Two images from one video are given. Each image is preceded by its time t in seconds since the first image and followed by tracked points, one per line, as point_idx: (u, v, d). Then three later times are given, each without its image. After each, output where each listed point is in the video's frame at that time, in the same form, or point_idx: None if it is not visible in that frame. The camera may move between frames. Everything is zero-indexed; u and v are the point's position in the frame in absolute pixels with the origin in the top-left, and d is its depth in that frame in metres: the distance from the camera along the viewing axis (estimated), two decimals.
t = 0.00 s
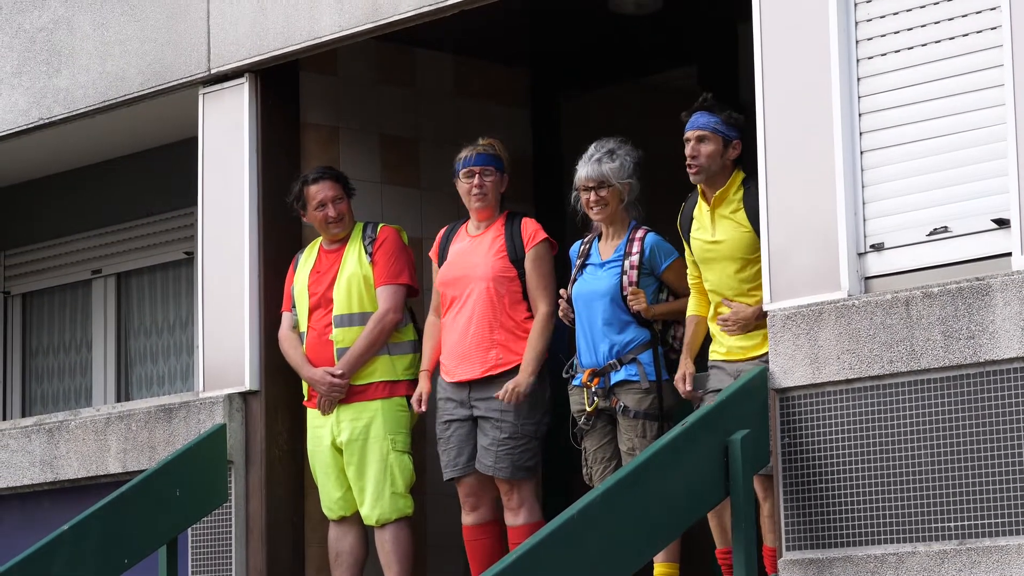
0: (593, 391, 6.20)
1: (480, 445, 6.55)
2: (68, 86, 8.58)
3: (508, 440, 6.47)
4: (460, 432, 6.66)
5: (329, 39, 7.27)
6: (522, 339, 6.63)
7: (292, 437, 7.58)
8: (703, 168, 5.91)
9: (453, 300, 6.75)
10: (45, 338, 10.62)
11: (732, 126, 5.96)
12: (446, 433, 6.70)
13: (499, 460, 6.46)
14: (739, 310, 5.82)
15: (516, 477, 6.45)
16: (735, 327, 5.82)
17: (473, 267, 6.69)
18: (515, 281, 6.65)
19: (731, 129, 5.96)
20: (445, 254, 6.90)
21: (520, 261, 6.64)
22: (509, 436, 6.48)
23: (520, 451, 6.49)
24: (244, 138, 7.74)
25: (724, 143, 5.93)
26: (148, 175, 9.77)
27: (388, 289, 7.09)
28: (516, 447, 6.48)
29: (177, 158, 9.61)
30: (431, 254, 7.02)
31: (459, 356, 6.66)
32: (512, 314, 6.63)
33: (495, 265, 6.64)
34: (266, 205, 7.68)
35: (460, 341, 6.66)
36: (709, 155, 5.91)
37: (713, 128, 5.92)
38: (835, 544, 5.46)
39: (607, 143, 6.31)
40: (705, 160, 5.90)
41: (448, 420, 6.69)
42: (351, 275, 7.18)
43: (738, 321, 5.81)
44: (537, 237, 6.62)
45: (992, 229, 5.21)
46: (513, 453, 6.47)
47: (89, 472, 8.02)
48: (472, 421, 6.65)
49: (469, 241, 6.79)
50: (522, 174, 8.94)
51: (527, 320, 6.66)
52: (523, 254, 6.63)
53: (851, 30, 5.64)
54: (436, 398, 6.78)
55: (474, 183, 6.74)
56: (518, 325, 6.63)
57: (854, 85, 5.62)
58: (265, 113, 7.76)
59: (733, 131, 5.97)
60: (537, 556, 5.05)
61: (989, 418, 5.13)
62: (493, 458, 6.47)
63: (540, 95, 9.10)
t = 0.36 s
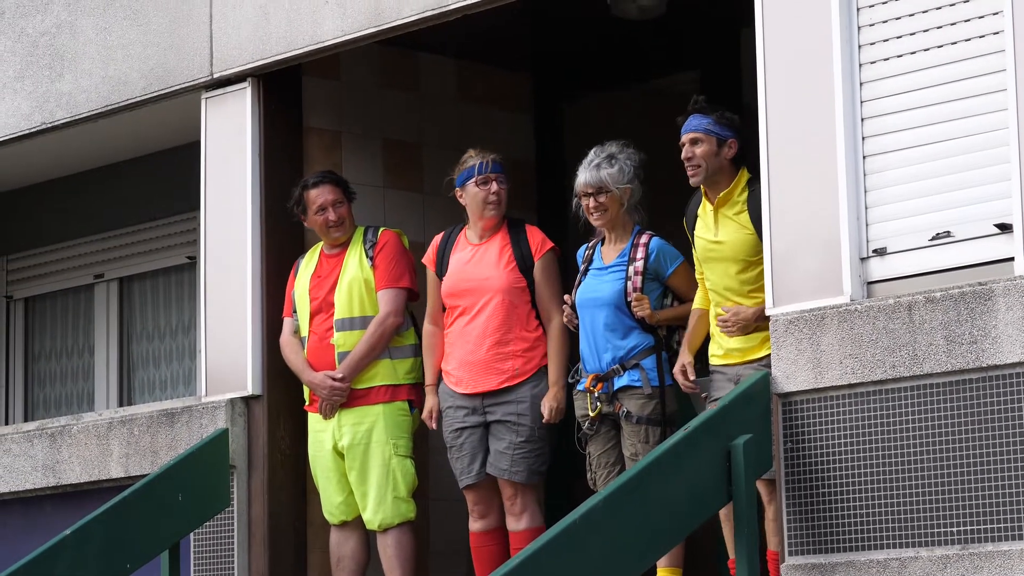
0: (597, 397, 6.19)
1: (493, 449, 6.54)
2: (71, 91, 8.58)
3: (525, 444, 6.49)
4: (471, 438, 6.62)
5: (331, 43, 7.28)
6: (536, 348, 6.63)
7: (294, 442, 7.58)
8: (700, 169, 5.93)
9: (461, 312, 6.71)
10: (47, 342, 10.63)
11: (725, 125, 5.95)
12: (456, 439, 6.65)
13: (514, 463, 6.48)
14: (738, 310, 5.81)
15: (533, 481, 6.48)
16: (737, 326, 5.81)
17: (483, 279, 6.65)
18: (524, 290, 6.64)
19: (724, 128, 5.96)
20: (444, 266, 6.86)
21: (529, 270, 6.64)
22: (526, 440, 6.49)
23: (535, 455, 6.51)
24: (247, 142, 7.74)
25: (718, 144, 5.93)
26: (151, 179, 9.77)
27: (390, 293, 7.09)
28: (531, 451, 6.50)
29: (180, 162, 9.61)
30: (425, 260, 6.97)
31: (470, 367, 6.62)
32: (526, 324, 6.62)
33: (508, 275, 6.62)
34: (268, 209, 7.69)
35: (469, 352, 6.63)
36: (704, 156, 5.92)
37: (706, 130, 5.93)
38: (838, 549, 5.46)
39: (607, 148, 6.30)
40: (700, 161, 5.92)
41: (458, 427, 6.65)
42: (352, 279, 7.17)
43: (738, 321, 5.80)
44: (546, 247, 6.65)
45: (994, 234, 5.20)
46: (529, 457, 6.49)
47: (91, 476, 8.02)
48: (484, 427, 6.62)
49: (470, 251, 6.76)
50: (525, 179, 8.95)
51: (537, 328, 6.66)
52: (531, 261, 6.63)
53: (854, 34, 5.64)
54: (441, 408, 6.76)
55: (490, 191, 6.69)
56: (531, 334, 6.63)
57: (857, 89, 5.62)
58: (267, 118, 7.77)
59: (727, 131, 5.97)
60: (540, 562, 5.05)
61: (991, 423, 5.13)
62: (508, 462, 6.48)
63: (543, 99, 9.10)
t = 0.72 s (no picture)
0: (601, 408, 6.19)
1: (499, 462, 6.54)
2: (73, 103, 8.59)
3: (533, 456, 6.49)
4: (476, 451, 6.61)
5: (334, 55, 7.28)
6: (542, 362, 6.63)
7: (297, 454, 7.57)
8: (691, 182, 5.98)
9: (465, 329, 6.69)
10: (49, 355, 10.62)
11: (714, 138, 5.99)
12: (461, 452, 6.64)
13: (522, 475, 6.48)
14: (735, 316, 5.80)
15: (540, 493, 6.48)
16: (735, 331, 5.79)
17: (488, 296, 6.62)
18: (529, 305, 6.63)
19: (712, 141, 6.00)
20: (444, 282, 6.86)
21: (533, 283, 6.63)
22: (534, 451, 6.50)
23: (543, 467, 6.51)
24: (249, 155, 7.74)
25: (707, 157, 5.97)
26: (154, 191, 9.77)
27: (393, 305, 7.09)
28: (539, 463, 6.50)
29: (183, 174, 9.60)
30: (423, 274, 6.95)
31: (477, 384, 6.61)
32: (530, 339, 6.62)
33: (512, 292, 6.61)
34: (271, 221, 7.68)
35: (475, 368, 6.62)
36: (694, 169, 5.97)
37: (694, 142, 5.97)
38: (843, 561, 5.44)
39: (611, 160, 6.29)
40: (689, 174, 5.97)
41: (463, 440, 6.63)
42: (355, 291, 7.16)
43: (736, 326, 5.79)
44: (548, 260, 6.66)
45: (999, 244, 5.19)
46: (536, 469, 6.49)
47: (94, 489, 8.01)
48: (490, 441, 6.60)
49: (473, 267, 6.75)
50: (527, 191, 8.94)
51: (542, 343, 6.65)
52: (535, 273, 6.63)
53: (858, 45, 5.63)
54: (446, 421, 6.74)
55: (490, 206, 6.68)
56: (536, 349, 6.62)
57: (860, 99, 5.61)
58: (270, 130, 7.77)
59: (716, 143, 6.00)
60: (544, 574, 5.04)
61: (995, 434, 5.11)
62: (516, 474, 6.48)
63: (545, 111, 9.10)
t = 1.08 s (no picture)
0: (605, 410, 6.20)
1: (503, 463, 6.56)
2: (78, 104, 8.60)
3: (538, 458, 6.51)
4: (481, 453, 6.62)
5: (338, 57, 7.29)
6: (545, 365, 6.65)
7: (300, 455, 7.58)
8: (678, 196, 6.00)
9: (468, 333, 6.70)
10: (53, 356, 10.64)
11: (701, 152, 6.00)
12: (465, 454, 6.65)
13: (527, 477, 6.49)
14: (727, 275, 5.76)
15: (545, 494, 6.50)
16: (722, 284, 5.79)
17: (491, 300, 6.64)
18: (533, 308, 6.64)
19: (701, 154, 6.01)
20: (447, 284, 6.86)
21: (537, 286, 6.65)
22: (539, 454, 6.51)
23: (547, 469, 6.53)
24: (253, 157, 7.76)
25: (695, 170, 5.99)
26: (158, 192, 9.79)
27: (396, 307, 7.09)
28: (543, 465, 6.52)
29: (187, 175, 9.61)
30: (427, 277, 6.96)
31: (481, 387, 6.61)
32: (534, 343, 6.63)
33: (516, 296, 6.62)
34: (275, 223, 7.69)
35: (479, 372, 6.63)
36: (682, 183, 5.99)
37: (682, 155, 6.00)
38: (844, 563, 5.45)
39: (617, 161, 6.30)
40: (677, 187, 5.99)
41: (467, 442, 6.64)
42: (358, 293, 7.17)
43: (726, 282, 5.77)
44: (552, 262, 6.67)
45: (1001, 247, 5.20)
46: (541, 471, 6.51)
47: (98, 490, 8.03)
48: (494, 442, 6.62)
49: (476, 271, 6.77)
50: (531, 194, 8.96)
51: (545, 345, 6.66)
52: (539, 276, 6.64)
53: (861, 48, 5.65)
54: (450, 423, 6.75)
55: (491, 210, 6.70)
56: (539, 352, 6.64)
57: (864, 102, 5.62)
58: (273, 131, 7.78)
59: (705, 156, 6.02)
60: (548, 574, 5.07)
61: (997, 436, 5.12)
62: (521, 475, 6.49)
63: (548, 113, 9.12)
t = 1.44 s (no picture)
0: (608, 411, 6.20)
1: (507, 464, 6.56)
2: (79, 106, 8.61)
3: (542, 458, 6.51)
4: (484, 453, 6.62)
5: (340, 58, 7.30)
6: (549, 365, 6.65)
7: (303, 456, 7.59)
8: (682, 189, 6.05)
9: (473, 333, 6.70)
10: (55, 357, 10.65)
11: (703, 145, 6.00)
12: (469, 455, 6.65)
13: (531, 478, 6.50)
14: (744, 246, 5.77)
15: (548, 495, 6.51)
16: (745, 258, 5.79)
17: (495, 301, 6.64)
18: (536, 309, 6.64)
19: (703, 147, 6.01)
20: (451, 284, 6.87)
21: (541, 287, 6.64)
22: (542, 454, 6.52)
23: (550, 470, 6.53)
24: (255, 157, 7.76)
25: (698, 163, 6.01)
26: (159, 194, 9.79)
27: (397, 309, 7.09)
28: (546, 466, 6.52)
29: (189, 177, 9.61)
30: (431, 277, 6.97)
31: (485, 388, 6.62)
32: (538, 343, 6.63)
33: (520, 297, 6.63)
34: (277, 224, 7.70)
35: (483, 373, 6.63)
36: (685, 176, 6.03)
37: (684, 151, 6.02)
38: (848, 563, 5.46)
39: (621, 162, 6.31)
40: (681, 182, 6.04)
41: (471, 443, 6.65)
42: (359, 295, 7.17)
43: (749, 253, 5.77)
44: (557, 263, 6.65)
45: (1003, 247, 5.20)
46: (545, 472, 6.51)
47: (100, 491, 8.03)
48: (498, 443, 6.62)
49: (481, 271, 6.77)
50: (533, 194, 8.96)
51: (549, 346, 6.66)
52: (542, 277, 6.64)
53: (863, 48, 5.65)
54: (454, 423, 6.75)
55: (496, 211, 6.71)
56: (543, 352, 6.64)
57: (867, 102, 5.63)
58: (275, 132, 7.78)
59: (709, 149, 6.01)
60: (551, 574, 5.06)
61: (999, 436, 5.12)
62: (524, 476, 6.50)
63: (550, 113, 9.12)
